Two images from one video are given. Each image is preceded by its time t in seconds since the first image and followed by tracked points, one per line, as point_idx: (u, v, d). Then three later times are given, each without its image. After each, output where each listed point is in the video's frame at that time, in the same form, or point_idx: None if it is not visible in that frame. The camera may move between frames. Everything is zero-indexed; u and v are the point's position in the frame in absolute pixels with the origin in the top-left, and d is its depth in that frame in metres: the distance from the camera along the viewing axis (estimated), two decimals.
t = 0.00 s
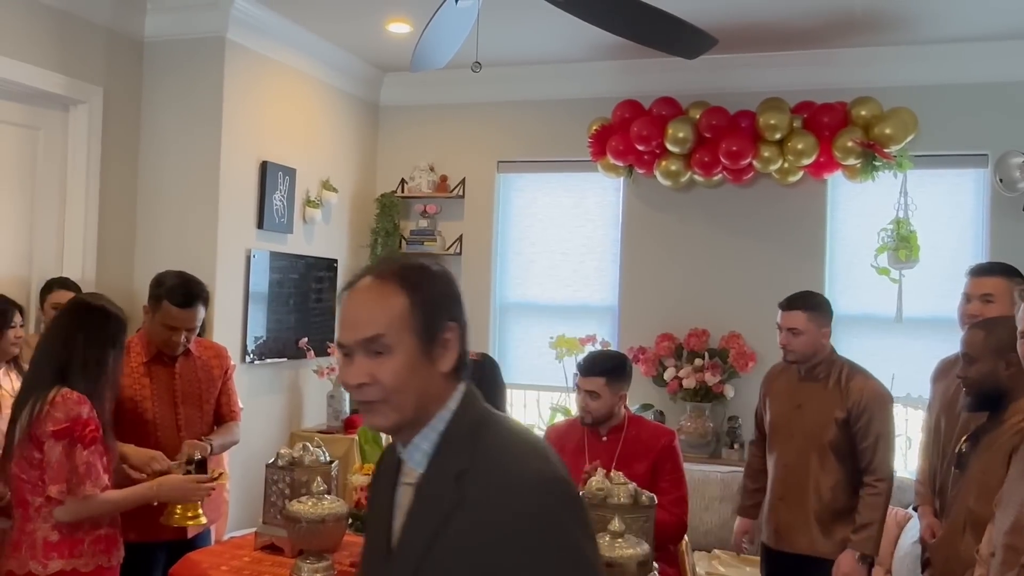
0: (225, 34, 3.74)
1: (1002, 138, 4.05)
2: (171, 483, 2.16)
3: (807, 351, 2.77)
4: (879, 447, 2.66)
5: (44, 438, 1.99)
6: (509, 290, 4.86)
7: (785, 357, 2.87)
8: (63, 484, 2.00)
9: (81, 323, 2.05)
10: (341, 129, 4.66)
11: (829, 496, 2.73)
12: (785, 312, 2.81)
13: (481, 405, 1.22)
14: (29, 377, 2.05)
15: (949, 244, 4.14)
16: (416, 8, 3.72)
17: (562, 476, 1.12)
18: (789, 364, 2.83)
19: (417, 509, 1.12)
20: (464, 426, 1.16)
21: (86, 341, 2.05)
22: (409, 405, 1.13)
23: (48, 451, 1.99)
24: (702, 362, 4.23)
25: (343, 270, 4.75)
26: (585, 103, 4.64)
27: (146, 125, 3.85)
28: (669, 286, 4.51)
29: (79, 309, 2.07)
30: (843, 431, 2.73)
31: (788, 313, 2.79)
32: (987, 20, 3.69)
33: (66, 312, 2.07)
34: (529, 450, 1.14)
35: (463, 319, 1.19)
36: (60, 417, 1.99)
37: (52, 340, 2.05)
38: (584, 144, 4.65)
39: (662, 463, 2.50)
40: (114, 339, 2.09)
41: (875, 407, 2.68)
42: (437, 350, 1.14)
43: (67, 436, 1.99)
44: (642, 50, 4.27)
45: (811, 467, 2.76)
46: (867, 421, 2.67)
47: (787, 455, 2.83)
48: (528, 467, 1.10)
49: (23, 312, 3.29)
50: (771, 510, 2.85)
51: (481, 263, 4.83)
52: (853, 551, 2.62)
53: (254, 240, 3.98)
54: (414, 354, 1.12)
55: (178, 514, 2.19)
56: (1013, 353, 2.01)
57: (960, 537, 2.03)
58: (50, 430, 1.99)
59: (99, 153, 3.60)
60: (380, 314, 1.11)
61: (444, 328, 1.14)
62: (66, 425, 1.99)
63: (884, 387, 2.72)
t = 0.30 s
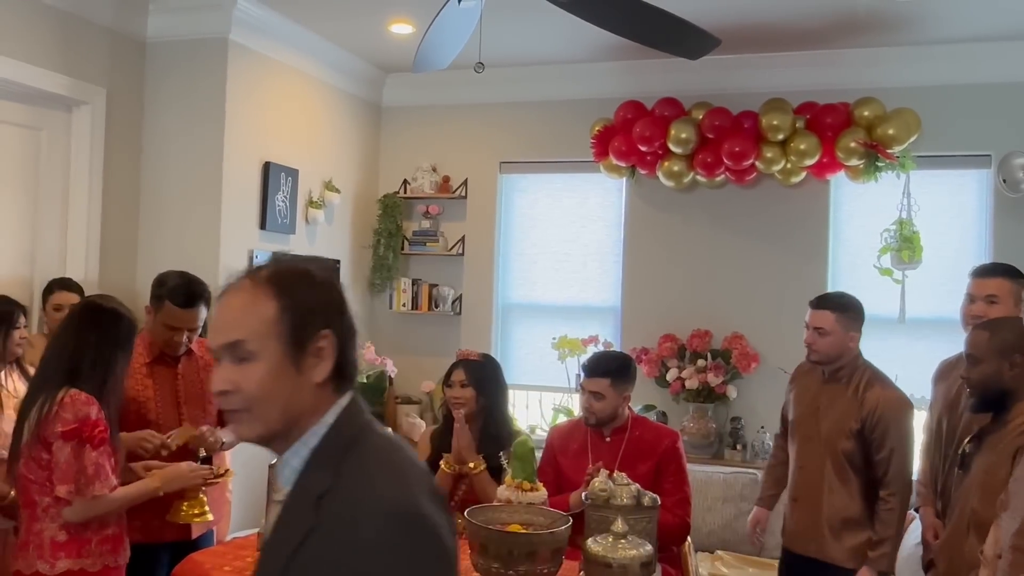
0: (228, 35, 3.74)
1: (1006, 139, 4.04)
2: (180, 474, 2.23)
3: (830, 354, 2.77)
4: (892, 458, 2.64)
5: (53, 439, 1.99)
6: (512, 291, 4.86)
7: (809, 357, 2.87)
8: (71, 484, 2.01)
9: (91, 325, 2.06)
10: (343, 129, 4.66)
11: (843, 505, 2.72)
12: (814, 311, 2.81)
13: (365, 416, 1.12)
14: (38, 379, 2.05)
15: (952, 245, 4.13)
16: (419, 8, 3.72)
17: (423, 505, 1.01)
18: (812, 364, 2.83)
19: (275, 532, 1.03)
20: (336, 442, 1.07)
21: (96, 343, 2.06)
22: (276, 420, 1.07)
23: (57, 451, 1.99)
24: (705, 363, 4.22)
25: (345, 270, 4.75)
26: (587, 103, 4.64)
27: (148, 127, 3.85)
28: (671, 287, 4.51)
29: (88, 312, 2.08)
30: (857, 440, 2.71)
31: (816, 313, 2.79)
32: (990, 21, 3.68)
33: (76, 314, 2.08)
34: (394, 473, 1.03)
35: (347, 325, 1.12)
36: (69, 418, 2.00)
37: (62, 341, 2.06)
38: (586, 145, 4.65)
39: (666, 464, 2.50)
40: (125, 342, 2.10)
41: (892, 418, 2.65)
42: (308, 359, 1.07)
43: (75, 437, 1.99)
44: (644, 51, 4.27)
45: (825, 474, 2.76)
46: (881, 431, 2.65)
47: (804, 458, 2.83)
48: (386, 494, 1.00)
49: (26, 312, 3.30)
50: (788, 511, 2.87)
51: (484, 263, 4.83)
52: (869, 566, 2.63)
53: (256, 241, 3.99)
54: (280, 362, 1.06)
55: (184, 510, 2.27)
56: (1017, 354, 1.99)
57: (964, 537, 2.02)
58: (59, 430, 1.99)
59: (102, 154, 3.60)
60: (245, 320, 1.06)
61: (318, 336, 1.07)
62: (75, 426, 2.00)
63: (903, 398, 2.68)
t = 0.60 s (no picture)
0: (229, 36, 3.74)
1: (1006, 140, 4.04)
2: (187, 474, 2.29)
3: (834, 351, 2.79)
4: (888, 457, 2.63)
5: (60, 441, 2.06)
6: (513, 292, 4.86)
7: (815, 356, 2.89)
8: (80, 485, 2.09)
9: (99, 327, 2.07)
10: (345, 130, 4.66)
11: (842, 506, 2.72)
12: (823, 308, 2.85)
13: (190, 420, 1.06)
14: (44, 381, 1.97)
15: (953, 246, 4.13)
16: (420, 9, 3.72)
17: (214, 540, 0.95)
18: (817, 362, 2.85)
19: (75, 550, 0.99)
20: (146, 455, 1.01)
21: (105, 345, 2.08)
22: (70, 426, 1.03)
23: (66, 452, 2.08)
24: (706, 364, 4.22)
25: (347, 271, 4.75)
26: (588, 104, 4.64)
27: (150, 128, 3.86)
28: (672, 288, 4.51)
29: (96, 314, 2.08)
30: (856, 440, 2.72)
31: (824, 310, 2.83)
32: (991, 22, 3.68)
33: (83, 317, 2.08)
34: (192, 499, 0.96)
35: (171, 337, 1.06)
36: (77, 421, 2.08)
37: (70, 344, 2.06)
38: (588, 146, 4.65)
39: (667, 466, 2.50)
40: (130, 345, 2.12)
41: (890, 417, 2.64)
42: (104, 360, 1.01)
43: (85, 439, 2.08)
44: (645, 52, 4.27)
45: (824, 473, 2.76)
46: (880, 429, 2.65)
47: (807, 457, 2.84)
48: (171, 525, 0.94)
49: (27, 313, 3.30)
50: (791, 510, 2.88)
51: (485, 264, 4.83)
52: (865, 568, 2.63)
53: (258, 242, 3.99)
54: (70, 360, 1.00)
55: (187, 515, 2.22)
56: (1018, 355, 1.99)
57: (965, 538, 2.02)
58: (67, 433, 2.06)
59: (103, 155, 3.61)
60: (39, 314, 1.00)
61: (118, 335, 1.01)
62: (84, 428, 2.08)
63: (905, 399, 2.67)
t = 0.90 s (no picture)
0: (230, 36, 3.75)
1: (1007, 140, 4.04)
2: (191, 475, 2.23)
3: (826, 347, 2.80)
4: (874, 454, 2.64)
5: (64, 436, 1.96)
6: (513, 292, 4.86)
7: (807, 352, 2.90)
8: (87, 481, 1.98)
9: (103, 324, 2.10)
10: (345, 130, 4.66)
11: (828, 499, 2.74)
12: (817, 304, 2.86)
13: (21, 426, 0.83)
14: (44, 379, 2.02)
15: (953, 247, 4.13)
16: (421, 9, 3.72)
17: None
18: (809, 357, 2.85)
19: None
20: None
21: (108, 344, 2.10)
22: None
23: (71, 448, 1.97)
24: (706, 364, 4.22)
25: (347, 271, 4.75)
26: (589, 105, 4.64)
27: (151, 129, 3.86)
28: (673, 289, 4.51)
29: (98, 313, 2.12)
30: (844, 437, 2.72)
31: (817, 305, 2.84)
32: (991, 22, 3.68)
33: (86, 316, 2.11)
34: None
35: (0, 335, 0.85)
36: (78, 415, 1.96)
37: (71, 343, 2.09)
38: (588, 146, 4.65)
39: (667, 467, 2.50)
40: (135, 342, 2.15)
41: (878, 415, 2.65)
42: None
43: (88, 433, 1.95)
44: (646, 52, 4.28)
45: (812, 468, 2.77)
46: (867, 427, 2.65)
47: (795, 451, 2.85)
48: None
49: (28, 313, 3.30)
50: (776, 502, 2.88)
51: (485, 264, 4.83)
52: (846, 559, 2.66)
53: (259, 242, 3.99)
54: None
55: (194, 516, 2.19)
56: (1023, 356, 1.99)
57: (965, 538, 2.02)
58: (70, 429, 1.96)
59: (104, 156, 3.61)
60: None
61: None
62: (86, 422, 1.96)
63: (893, 399, 2.68)
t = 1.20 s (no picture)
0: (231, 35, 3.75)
1: (1009, 139, 4.04)
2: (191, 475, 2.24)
3: (808, 345, 2.80)
4: (862, 444, 2.65)
5: (64, 432, 2.00)
6: (514, 291, 4.86)
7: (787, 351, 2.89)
8: (87, 478, 1.99)
9: (101, 323, 2.09)
10: (347, 130, 4.66)
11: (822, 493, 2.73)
12: (794, 305, 2.85)
13: None
14: (44, 377, 2.07)
15: (956, 246, 4.13)
16: (422, 8, 3.72)
17: None
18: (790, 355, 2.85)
19: None
20: None
21: (106, 342, 2.09)
22: None
23: (71, 445, 1.99)
24: (708, 364, 4.21)
25: (349, 271, 4.74)
26: (590, 104, 4.64)
27: (153, 128, 3.87)
28: (674, 288, 4.50)
29: (97, 312, 2.11)
30: (831, 429, 2.73)
31: (794, 306, 2.84)
32: (995, 21, 3.67)
33: (85, 315, 2.11)
34: None
35: None
36: (78, 412, 1.99)
37: (71, 342, 2.09)
38: (590, 146, 4.65)
39: (670, 465, 2.50)
40: (135, 340, 2.14)
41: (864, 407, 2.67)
42: None
43: (89, 429, 1.98)
44: (647, 52, 4.28)
45: (804, 463, 2.77)
46: (854, 419, 2.66)
47: (785, 448, 2.83)
48: None
49: (30, 313, 3.31)
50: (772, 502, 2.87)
51: (485, 263, 4.83)
52: (837, 548, 2.63)
53: (260, 242, 3.99)
54: None
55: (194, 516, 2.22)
56: None
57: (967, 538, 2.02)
58: (70, 424, 1.99)
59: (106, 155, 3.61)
60: None
61: None
62: (86, 419, 1.99)
63: (877, 390, 2.69)
